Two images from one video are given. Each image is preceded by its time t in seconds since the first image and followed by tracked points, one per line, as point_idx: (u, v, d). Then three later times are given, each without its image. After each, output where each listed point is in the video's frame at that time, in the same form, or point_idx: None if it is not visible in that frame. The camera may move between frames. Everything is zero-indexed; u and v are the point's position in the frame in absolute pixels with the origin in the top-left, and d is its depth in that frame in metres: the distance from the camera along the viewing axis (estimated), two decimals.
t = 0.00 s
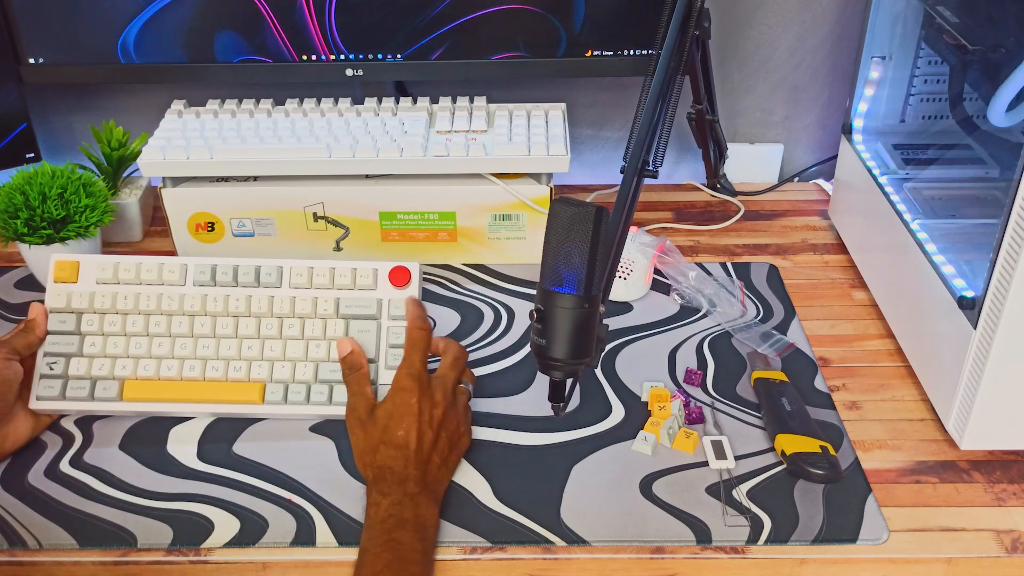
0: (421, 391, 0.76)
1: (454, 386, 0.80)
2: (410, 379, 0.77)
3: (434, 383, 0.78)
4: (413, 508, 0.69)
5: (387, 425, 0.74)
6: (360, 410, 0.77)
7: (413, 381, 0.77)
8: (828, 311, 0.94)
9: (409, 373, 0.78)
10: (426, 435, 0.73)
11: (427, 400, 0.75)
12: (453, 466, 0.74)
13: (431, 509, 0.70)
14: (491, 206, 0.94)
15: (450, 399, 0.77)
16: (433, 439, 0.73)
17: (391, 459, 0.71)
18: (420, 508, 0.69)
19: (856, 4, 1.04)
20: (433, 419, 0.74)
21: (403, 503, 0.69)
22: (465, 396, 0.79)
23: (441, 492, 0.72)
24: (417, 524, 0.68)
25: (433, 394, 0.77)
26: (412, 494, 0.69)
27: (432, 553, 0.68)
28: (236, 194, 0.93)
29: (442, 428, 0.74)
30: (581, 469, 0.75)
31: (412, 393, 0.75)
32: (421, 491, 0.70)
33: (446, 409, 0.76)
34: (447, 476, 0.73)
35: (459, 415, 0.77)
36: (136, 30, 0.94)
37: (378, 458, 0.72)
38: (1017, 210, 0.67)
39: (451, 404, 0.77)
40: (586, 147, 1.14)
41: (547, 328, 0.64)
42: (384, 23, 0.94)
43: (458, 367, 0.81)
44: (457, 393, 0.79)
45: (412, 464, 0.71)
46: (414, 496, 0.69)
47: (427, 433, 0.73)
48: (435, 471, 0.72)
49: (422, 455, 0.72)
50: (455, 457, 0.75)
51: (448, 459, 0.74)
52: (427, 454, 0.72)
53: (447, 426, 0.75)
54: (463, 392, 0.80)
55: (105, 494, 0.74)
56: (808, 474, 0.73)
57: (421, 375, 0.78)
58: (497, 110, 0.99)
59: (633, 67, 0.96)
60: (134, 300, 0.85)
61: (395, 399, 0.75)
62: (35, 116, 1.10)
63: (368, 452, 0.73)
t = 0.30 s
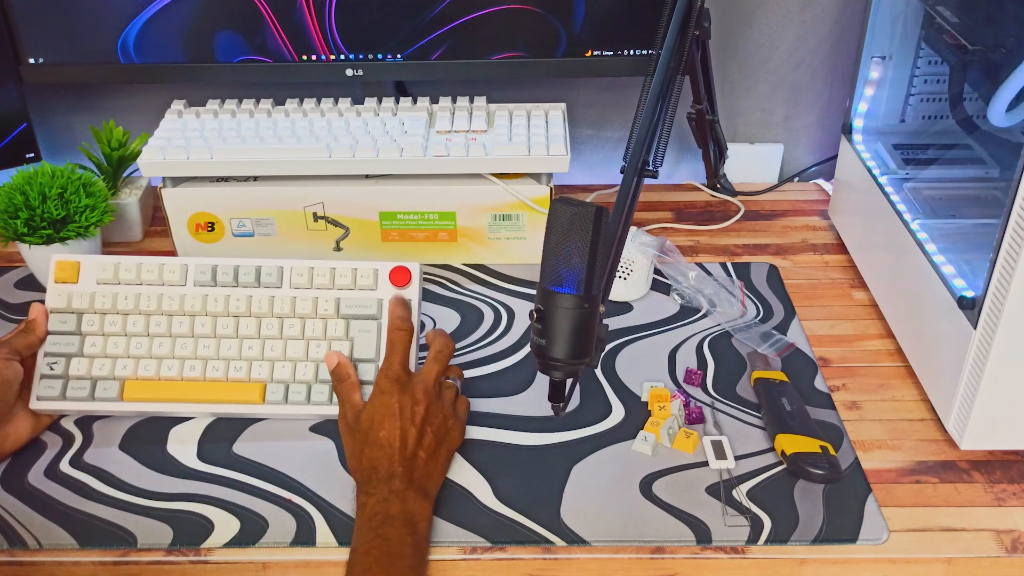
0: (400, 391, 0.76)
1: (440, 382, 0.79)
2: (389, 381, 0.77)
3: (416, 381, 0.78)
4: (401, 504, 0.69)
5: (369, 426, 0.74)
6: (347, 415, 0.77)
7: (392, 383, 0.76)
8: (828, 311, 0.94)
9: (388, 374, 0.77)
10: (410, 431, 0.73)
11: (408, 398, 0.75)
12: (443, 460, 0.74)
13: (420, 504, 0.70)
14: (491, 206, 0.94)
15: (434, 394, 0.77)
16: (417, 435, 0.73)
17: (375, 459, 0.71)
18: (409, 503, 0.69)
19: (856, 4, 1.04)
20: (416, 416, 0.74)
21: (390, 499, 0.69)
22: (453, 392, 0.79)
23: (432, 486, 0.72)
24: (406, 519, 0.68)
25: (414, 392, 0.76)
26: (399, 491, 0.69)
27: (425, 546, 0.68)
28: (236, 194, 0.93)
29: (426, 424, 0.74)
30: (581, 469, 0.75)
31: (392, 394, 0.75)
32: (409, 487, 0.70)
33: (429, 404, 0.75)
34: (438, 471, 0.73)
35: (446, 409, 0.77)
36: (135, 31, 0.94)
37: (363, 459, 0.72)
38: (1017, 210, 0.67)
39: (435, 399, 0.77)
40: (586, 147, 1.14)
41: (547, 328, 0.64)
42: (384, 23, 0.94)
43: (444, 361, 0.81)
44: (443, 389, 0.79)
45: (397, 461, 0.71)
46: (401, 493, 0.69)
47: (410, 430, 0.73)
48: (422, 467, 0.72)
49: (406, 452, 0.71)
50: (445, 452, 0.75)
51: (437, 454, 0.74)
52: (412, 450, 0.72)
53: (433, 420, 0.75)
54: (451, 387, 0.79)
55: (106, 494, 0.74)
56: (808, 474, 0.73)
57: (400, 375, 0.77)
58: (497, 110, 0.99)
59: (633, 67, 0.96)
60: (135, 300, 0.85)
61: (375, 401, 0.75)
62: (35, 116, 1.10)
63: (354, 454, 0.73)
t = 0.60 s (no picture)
0: (395, 398, 0.75)
1: (435, 387, 0.79)
2: (384, 389, 0.76)
3: (411, 388, 0.77)
4: (397, 511, 0.68)
5: (364, 433, 0.73)
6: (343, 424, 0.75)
7: (386, 391, 0.76)
8: (828, 311, 0.94)
9: (382, 382, 0.77)
10: (405, 437, 0.72)
11: (402, 405, 0.75)
12: (438, 463, 0.74)
13: (416, 510, 0.69)
14: (491, 205, 0.94)
15: (428, 400, 0.76)
16: (412, 440, 0.72)
17: (371, 465, 0.71)
18: (405, 510, 0.68)
19: (856, 4, 1.04)
20: (411, 421, 0.73)
21: (386, 507, 0.68)
22: (447, 396, 0.79)
23: (427, 491, 0.71)
24: (404, 527, 0.67)
25: (408, 398, 0.76)
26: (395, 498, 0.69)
27: (422, 551, 0.67)
28: (237, 194, 0.93)
29: (421, 429, 0.73)
30: (581, 469, 0.75)
31: (386, 401, 0.75)
32: (405, 493, 0.69)
33: (424, 410, 0.75)
34: (433, 475, 0.73)
35: (440, 414, 0.76)
36: (136, 31, 0.94)
37: (358, 467, 0.71)
38: (1017, 210, 0.67)
39: (429, 404, 0.76)
40: (585, 147, 1.14)
41: (547, 328, 0.64)
42: (384, 23, 0.94)
43: (439, 368, 0.81)
44: (437, 394, 0.79)
45: (393, 468, 0.70)
46: (398, 501, 0.69)
47: (405, 436, 0.72)
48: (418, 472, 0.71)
49: (402, 458, 0.71)
50: (439, 455, 0.74)
51: (432, 458, 0.73)
52: (407, 456, 0.71)
53: (427, 425, 0.74)
54: (445, 393, 0.79)
55: (106, 494, 0.74)
56: (808, 474, 0.73)
57: (394, 382, 0.77)
58: (497, 110, 0.99)
59: (633, 67, 0.96)
60: (137, 301, 0.85)
61: (370, 409, 0.74)
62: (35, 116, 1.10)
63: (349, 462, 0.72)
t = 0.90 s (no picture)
0: (503, 508, 0.59)
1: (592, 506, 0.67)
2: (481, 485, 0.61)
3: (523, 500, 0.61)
4: None
5: (447, 529, 0.58)
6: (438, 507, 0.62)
7: (474, 483, 0.62)
8: (828, 311, 0.94)
9: (481, 475, 0.62)
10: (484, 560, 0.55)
11: (500, 515, 0.58)
12: None
13: None
14: (491, 206, 0.94)
15: (536, 525, 0.59)
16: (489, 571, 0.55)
17: None
18: None
19: (856, 4, 1.04)
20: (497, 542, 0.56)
21: None
22: (559, 524, 0.61)
23: None
24: None
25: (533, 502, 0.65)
26: None
27: None
28: (237, 194, 0.93)
29: (507, 555, 0.56)
30: (581, 469, 0.75)
31: (485, 513, 0.58)
32: None
33: (524, 534, 0.58)
34: None
35: (543, 548, 0.59)
36: (136, 31, 0.94)
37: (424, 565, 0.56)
38: (1017, 210, 0.67)
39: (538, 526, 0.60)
40: (585, 147, 1.14)
41: (547, 328, 0.64)
42: (384, 22, 0.94)
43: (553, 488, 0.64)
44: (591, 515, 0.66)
45: None
46: None
47: (482, 562, 0.55)
48: None
49: None
50: None
51: None
52: None
53: (518, 556, 0.56)
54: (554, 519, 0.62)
55: (106, 494, 0.74)
56: (808, 474, 0.73)
57: (508, 487, 0.60)
58: (497, 110, 0.99)
59: (633, 67, 0.96)
60: (138, 302, 0.85)
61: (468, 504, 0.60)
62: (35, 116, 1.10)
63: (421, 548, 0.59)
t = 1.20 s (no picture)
0: (637, 457, 0.70)
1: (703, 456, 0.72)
2: (632, 443, 0.71)
3: (657, 450, 0.71)
4: (576, 564, 0.64)
5: (590, 470, 0.70)
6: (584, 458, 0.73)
7: (640, 445, 0.71)
8: (828, 311, 0.94)
9: (634, 434, 0.72)
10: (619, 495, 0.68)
11: (636, 463, 0.70)
12: (652, 544, 0.67)
13: None
14: (491, 206, 0.94)
15: (665, 476, 0.69)
16: (624, 504, 0.67)
17: (576, 510, 0.67)
18: (581, 569, 0.64)
19: (856, 4, 1.04)
20: (634, 483, 0.68)
21: (571, 554, 0.65)
22: (697, 477, 0.69)
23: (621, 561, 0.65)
24: None
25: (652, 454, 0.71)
26: (583, 547, 0.65)
27: None
28: (237, 195, 0.93)
29: (642, 495, 0.68)
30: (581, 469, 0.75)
31: (623, 459, 0.70)
32: (592, 547, 0.65)
33: (655, 479, 0.68)
34: (637, 550, 0.66)
35: (676, 497, 0.68)
36: (136, 31, 0.94)
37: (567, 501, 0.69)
38: (1017, 210, 0.67)
39: (663, 478, 0.69)
40: (585, 147, 1.14)
41: (547, 328, 0.64)
42: (384, 22, 0.94)
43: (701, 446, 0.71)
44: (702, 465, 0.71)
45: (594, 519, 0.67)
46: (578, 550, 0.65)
47: (621, 497, 0.68)
48: (621, 537, 0.66)
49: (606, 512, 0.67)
50: (651, 533, 0.67)
51: (642, 530, 0.67)
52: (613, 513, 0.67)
53: (649, 497, 0.68)
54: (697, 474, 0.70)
55: (106, 494, 0.74)
56: (808, 474, 0.73)
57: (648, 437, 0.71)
58: (497, 110, 0.99)
59: (633, 67, 0.96)
60: (138, 302, 0.85)
61: (607, 457, 0.70)
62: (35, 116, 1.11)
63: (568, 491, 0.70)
